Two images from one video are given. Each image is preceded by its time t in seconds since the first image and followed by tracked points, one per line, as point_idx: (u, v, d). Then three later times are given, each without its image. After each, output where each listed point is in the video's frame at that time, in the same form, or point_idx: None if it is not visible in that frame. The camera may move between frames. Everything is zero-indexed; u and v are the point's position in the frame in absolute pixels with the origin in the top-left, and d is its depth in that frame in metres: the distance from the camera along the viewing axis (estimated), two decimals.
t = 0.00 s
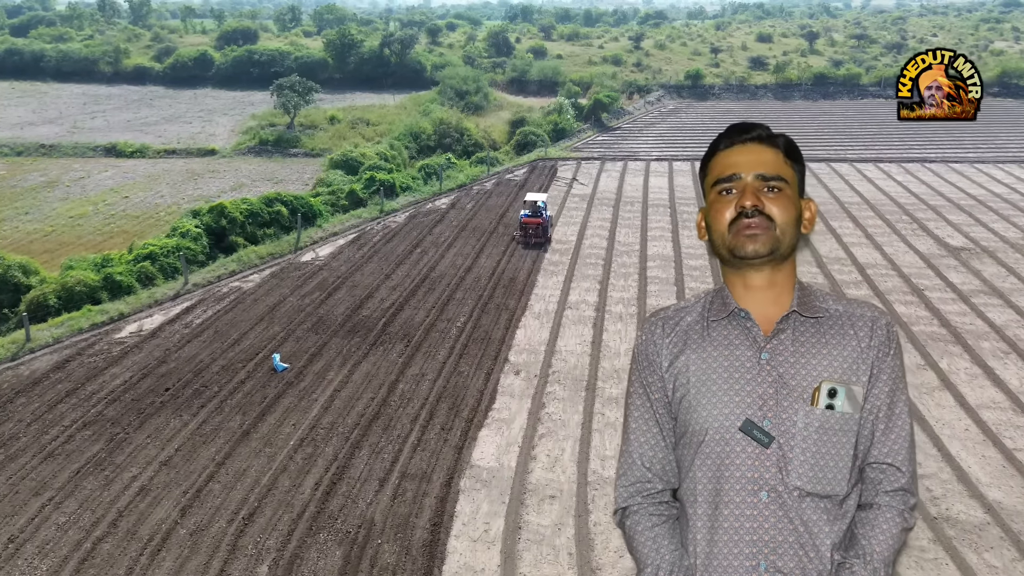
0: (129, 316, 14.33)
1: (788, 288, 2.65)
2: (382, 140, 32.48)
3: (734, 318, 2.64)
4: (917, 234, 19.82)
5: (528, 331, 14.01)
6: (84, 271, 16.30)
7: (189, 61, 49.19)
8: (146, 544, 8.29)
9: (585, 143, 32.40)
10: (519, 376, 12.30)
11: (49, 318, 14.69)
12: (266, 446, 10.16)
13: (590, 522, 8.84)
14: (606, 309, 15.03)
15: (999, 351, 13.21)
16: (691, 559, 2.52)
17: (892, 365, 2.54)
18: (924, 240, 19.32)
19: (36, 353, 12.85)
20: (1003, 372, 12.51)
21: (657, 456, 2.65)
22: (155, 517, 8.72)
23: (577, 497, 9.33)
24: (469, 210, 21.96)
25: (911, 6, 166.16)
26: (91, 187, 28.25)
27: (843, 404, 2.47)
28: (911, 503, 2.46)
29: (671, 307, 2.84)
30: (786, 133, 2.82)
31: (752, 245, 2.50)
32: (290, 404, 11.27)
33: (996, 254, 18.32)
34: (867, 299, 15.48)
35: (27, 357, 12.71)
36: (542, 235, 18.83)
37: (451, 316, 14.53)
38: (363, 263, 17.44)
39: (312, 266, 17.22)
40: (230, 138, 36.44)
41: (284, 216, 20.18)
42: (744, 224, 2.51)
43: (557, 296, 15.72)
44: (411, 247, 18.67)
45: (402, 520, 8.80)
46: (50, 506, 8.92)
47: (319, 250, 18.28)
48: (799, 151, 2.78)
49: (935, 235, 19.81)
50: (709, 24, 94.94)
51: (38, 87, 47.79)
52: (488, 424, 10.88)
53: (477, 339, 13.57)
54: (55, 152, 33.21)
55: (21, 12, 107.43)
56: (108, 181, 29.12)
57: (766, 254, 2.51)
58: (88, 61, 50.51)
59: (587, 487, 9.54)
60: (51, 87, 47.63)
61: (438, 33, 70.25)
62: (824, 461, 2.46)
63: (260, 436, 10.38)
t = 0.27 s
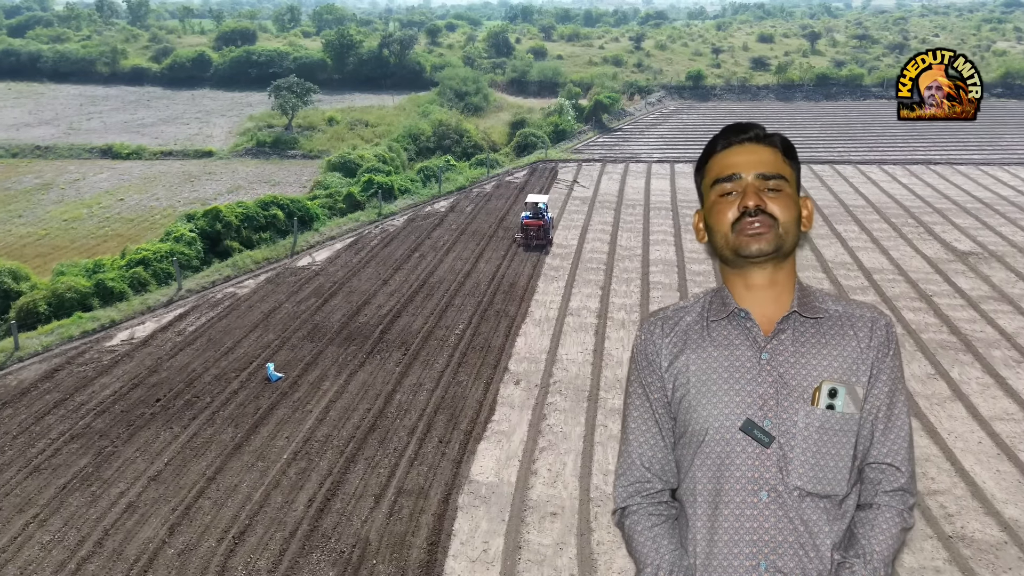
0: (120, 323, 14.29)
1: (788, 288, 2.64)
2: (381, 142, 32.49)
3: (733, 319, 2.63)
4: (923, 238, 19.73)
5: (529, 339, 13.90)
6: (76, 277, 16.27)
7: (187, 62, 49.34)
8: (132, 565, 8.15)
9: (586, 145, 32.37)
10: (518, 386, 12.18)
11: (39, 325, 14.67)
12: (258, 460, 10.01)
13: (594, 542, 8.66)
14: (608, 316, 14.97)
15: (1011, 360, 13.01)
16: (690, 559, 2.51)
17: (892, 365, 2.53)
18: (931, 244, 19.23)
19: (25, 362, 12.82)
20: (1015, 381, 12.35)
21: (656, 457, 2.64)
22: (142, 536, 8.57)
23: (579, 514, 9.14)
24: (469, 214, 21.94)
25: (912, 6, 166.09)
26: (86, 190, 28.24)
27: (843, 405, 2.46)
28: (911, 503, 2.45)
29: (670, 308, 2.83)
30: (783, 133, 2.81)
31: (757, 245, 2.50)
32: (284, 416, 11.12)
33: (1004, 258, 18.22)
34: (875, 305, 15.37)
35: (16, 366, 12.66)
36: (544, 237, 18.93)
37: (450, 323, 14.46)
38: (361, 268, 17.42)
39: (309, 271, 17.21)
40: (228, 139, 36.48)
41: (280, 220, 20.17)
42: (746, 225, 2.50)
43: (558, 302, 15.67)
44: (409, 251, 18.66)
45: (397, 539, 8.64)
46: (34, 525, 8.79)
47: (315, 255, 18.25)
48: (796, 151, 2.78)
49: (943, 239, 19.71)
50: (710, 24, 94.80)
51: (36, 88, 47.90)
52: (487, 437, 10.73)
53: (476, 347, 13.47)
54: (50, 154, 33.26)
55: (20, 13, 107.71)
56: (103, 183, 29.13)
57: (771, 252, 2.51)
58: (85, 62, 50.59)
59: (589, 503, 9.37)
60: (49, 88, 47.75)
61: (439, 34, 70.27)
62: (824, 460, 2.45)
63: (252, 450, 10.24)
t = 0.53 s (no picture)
0: (112, 330, 14.25)
1: (789, 291, 2.63)
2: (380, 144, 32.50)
3: (734, 320, 2.61)
4: (930, 243, 19.65)
5: (530, 347, 13.80)
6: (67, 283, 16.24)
7: (185, 62, 49.44)
8: None
9: (587, 146, 32.33)
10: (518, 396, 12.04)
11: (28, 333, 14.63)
12: (250, 474, 9.84)
13: (596, 562, 8.45)
14: (610, 323, 14.91)
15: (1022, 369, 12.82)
16: (692, 559, 2.50)
17: (892, 366, 2.52)
18: (938, 249, 19.16)
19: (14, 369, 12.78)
20: None
21: (657, 456, 2.62)
22: (127, 555, 8.40)
23: (581, 534, 8.94)
24: (468, 217, 21.92)
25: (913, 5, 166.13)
26: (81, 193, 28.24)
27: (844, 406, 2.45)
28: (911, 502, 2.45)
29: (672, 307, 2.80)
30: (783, 133, 2.79)
31: (760, 248, 2.50)
32: (278, 428, 10.96)
33: (1013, 263, 18.12)
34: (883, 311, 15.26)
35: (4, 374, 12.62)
36: (546, 239, 18.99)
37: (449, 330, 14.39)
38: (358, 273, 17.40)
39: (306, 275, 17.21)
40: (225, 141, 36.51)
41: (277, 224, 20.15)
42: (750, 229, 2.50)
43: (559, 309, 15.61)
44: (407, 256, 18.65)
45: (392, 560, 8.44)
46: (18, 543, 8.62)
47: (311, 260, 18.22)
48: (796, 151, 2.77)
49: (950, 244, 19.62)
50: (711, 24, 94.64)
51: (33, 89, 47.97)
52: (487, 451, 10.54)
53: (475, 355, 13.37)
54: (46, 156, 33.32)
55: (18, 13, 107.93)
56: (98, 186, 29.14)
57: (776, 258, 2.51)
58: (83, 62, 50.66)
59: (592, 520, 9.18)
60: (46, 89, 47.84)
61: (438, 34, 70.24)
62: (824, 461, 2.44)
63: (244, 463, 10.07)
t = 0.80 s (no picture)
0: (102, 337, 14.24)
1: (791, 291, 2.60)
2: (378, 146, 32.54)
3: (736, 321, 2.58)
4: (937, 246, 19.60)
5: (530, 356, 13.75)
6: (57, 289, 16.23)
7: (182, 63, 49.52)
8: None
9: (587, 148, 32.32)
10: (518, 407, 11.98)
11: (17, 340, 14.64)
12: (241, 490, 9.73)
13: None
14: (611, 330, 14.86)
15: None
16: (694, 558, 2.48)
17: (893, 368, 2.49)
18: (945, 253, 19.11)
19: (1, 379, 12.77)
20: None
21: (658, 454, 2.59)
22: None
23: (583, 552, 8.79)
24: (467, 220, 21.90)
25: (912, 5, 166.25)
26: (75, 196, 28.25)
27: (847, 409, 2.41)
28: (913, 503, 2.42)
29: (673, 306, 2.77)
30: (788, 133, 2.76)
31: (758, 252, 2.48)
32: (270, 442, 10.85)
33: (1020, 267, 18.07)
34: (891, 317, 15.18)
35: None
36: (547, 241, 19.15)
37: (446, 338, 14.34)
38: (354, 278, 17.38)
39: (300, 280, 17.20)
40: (222, 143, 36.56)
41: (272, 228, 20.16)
42: (750, 232, 2.47)
43: (559, 316, 15.57)
44: (405, 261, 18.62)
45: None
46: None
47: (307, 265, 18.20)
48: (801, 151, 2.73)
49: (957, 247, 19.56)
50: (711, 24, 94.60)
51: (29, 90, 48.03)
52: (485, 465, 10.44)
53: (473, 364, 13.33)
54: (41, 157, 33.37)
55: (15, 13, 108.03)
56: (93, 188, 29.17)
57: (774, 261, 2.49)
58: (79, 63, 50.75)
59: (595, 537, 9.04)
60: (42, 89, 47.93)
61: (437, 35, 70.23)
62: (826, 463, 2.41)
63: (234, 479, 9.97)
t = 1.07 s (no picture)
0: (89, 346, 14.21)
1: (792, 292, 2.58)
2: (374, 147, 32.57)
3: (737, 321, 2.56)
4: (940, 250, 19.62)
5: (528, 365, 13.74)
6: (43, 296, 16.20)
7: (176, 63, 49.52)
8: None
9: (585, 149, 32.34)
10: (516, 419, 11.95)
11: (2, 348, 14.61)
12: (230, 507, 9.63)
13: None
14: (611, 338, 14.84)
15: None
16: (694, 557, 2.46)
17: (895, 369, 2.48)
18: (948, 257, 19.13)
19: None
20: None
21: (659, 453, 2.58)
22: None
23: (583, 570, 8.71)
24: (463, 224, 21.89)
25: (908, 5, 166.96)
26: (65, 199, 28.22)
27: (848, 411, 2.39)
28: (913, 504, 2.41)
29: (674, 304, 2.75)
30: (792, 133, 2.75)
31: (758, 251, 2.47)
32: (260, 456, 10.77)
33: None
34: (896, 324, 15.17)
35: None
36: (544, 243, 19.29)
37: (442, 346, 14.32)
38: (348, 284, 17.35)
39: (292, 286, 17.18)
40: (216, 144, 36.54)
41: (264, 232, 20.15)
42: (750, 231, 2.46)
43: (558, 323, 15.56)
44: (400, 266, 18.60)
45: None
46: None
47: (300, 270, 18.18)
48: (804, 151, 2.72)
49: (960, 251, 19.57)
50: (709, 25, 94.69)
51: (20, 90, 47.97)
52: (482, 481, 10.38)
53: (469, 373, 13.32)
54: (32, 159, 33.34)
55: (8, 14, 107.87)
56: (84, 191, 29.14)
57: (774, 260, 2.48)
58: (72, 63, 50.68)
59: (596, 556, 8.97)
60: (34, 90, 47.89)
61: (432, 36, 70.05)
62: (827, 465, 2.40)
63: (221, 495, 9.88)
